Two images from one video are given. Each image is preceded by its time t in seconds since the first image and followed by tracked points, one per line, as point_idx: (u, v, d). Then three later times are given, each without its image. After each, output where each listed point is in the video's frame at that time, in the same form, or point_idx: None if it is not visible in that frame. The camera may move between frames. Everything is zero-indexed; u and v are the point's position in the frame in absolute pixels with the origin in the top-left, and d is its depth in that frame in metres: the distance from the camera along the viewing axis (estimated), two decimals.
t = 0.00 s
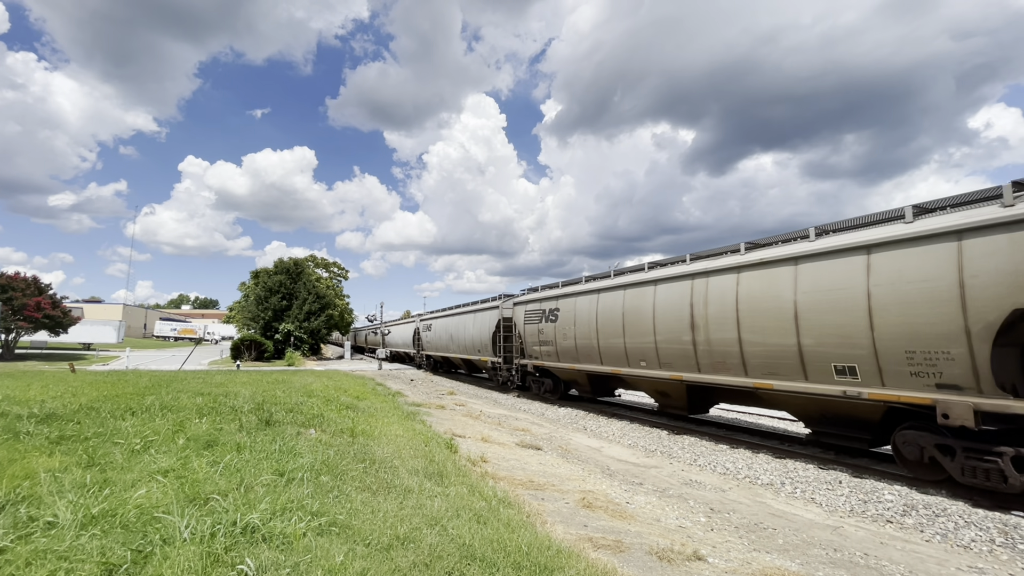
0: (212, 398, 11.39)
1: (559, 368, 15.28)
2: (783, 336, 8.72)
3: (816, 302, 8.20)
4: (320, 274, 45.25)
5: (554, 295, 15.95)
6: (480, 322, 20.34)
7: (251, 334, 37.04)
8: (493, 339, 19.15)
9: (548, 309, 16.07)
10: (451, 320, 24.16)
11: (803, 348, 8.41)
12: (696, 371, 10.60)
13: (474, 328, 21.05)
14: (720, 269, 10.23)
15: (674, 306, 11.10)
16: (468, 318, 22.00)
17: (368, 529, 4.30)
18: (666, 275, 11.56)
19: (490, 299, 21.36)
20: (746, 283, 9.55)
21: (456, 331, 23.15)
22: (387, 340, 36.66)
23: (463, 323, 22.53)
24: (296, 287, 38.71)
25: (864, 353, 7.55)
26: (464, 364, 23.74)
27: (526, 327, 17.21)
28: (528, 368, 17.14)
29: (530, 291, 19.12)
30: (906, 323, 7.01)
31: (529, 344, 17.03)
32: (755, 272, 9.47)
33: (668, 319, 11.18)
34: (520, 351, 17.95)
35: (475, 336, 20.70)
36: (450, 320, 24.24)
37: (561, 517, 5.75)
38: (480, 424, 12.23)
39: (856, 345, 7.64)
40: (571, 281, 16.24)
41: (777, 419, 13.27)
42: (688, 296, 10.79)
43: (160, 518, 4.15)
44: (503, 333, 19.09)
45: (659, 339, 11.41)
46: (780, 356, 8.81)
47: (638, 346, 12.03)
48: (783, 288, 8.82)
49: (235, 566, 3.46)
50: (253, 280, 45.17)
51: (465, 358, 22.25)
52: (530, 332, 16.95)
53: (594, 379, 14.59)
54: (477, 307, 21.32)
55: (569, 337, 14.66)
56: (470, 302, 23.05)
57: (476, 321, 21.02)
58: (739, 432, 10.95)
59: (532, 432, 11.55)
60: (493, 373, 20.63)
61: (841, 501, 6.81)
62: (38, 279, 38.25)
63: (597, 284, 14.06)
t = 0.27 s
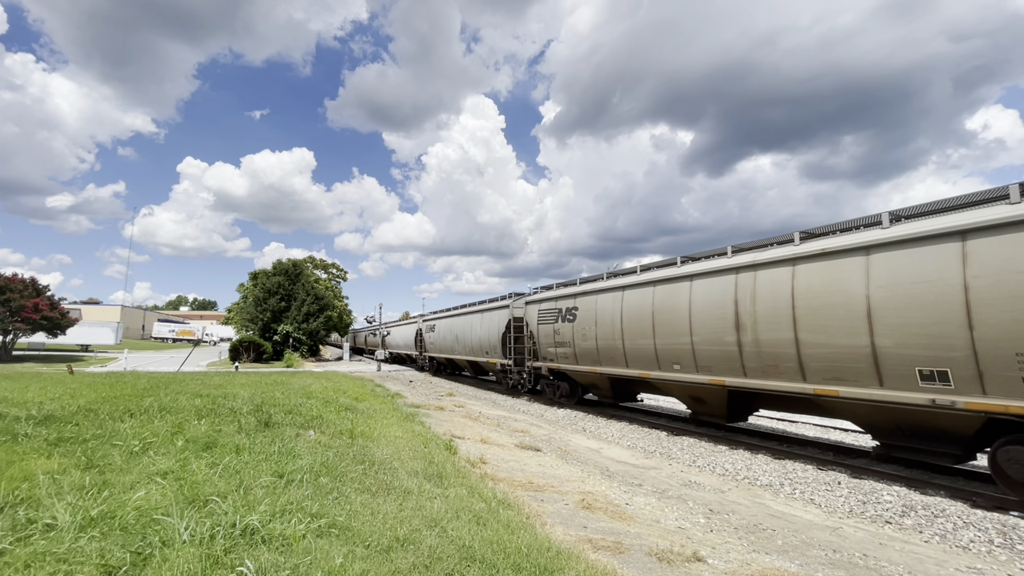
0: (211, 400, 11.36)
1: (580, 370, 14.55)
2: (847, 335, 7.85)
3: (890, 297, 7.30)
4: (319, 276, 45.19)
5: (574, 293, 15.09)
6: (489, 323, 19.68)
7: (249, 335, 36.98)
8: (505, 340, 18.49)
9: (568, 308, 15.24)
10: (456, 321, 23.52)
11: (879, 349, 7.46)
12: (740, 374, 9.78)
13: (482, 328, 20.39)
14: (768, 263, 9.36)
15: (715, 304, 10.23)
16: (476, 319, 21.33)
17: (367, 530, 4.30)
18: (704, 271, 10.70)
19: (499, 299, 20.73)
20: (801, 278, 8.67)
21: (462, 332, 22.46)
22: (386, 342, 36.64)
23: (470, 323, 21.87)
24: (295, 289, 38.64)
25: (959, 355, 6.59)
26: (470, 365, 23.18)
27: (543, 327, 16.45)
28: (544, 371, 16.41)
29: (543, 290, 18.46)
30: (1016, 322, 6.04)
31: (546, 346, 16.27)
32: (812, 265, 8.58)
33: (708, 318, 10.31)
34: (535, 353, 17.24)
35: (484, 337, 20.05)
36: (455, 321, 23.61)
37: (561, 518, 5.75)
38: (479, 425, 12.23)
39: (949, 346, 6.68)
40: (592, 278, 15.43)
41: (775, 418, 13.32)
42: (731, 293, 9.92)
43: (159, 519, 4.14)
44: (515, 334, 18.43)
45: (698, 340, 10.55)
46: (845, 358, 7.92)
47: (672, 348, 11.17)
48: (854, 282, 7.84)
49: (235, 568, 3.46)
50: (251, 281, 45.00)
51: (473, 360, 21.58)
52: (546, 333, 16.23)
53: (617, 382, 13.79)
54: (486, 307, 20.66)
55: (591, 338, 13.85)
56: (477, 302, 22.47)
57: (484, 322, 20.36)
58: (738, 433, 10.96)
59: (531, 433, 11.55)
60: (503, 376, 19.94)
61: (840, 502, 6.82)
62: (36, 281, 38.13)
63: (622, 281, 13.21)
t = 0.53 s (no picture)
0: (211, 401, 11.36)
1: (604, 373, 13.40)
2: (933, 335, 6.72)
3: (999, 289, 6.12)
4: (319, 278, 45.19)
5: (597, 290, 14.01)
6: (500, 322, 18.82)
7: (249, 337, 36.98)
8: (518, 342, 17.54)
9: (590, 306, 14.17)
10: (463, 323, 22.72)
11: (977, 350, 6.32)
12: (798, 380, 8.65)
13: (492, 329, 19.52)
14: (831, 253, 8.21)
15: (765, 301, 9.10)
16: (485, 319, 20.49)
17: (368, 532, 4.30)
18: (751, 263, 9.56)
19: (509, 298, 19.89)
20: (875, 270, 7.49)
21: (470, 333, 21.63)
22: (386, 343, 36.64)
23: (478, 324, 21.02)
24: (294, 290, 38.63)
25: None
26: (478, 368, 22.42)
27: (562, 327, 15.36)
28: (562, 374, 15.28)
29: (557, 288, 17.48)
30: None
31: (564, 347, 15.17)
32: (887, 253, 7.41)
33: (758, 316, 9.19)
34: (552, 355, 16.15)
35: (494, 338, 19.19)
36: (462, 322, 22.83)
37: (561, 520, 5.75)
38: (479, 426, 12.23)
39: None
40: (615, 275, 14.35)
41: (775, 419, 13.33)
42: (786, 288, 8.77)
43: (161, 521, 4.14)
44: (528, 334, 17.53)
45: (745, 341, 9.45)
46: (937, 362, 6.72)
47: (714, 349, 10.04)
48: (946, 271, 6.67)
49: (237, 569, 3.46)
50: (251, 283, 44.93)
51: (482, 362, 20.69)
52: (564, 333, 15.07)
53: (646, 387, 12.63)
54: (496, 306, 19.80)
55: (617, 339, 12.77)
56: (484, 302, 21.73)
57: (494, 322, 19.51)
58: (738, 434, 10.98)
59: (532, 434, 11.56)
60: (515, 379, 18.81)
61: (841, 503, 6.82)
62: (35, 282, 38.11)
63: (652, 277, 12.12)
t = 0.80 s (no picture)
0: (212, 403, 11.38)
1: (631, 377, 12.49)
2: None
3: None
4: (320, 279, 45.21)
5: (624, 287, 13.06)
6: (516, 322, 18.03)
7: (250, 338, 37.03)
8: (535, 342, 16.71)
9: (616, 304, 13.23)
10: (475, 322, 21.99)
11: None
12: (873, 387, 7.64)
13: (507, 329, 18.72)
14: (914, 241, 7.22)
15: (830, 296, 8.13)
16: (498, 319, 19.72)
17: (370, 532, 4.30)
18: (810, 254, 8.60)
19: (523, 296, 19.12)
20: (976, 258, 6.49)
21: (483, 334, 20.85)
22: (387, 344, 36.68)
23: (491, 324, 20.24)
24: (295, 292, 38.66)
25: None
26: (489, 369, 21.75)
27: (584, 327, 14.42)
28: (583, 378, 14.40)
29: (575, 285, 16.64)
30: None
31: (586, 348, 14.25)
32: (992, 239, 6.42)
33: (821, 313, 8.23)
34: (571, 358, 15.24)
35: (509, 338, 18.40)
36: (474, 322, 22.13)
37: (562, 521, 5.75)
38: (481, 428, 12.23)
39: None
40: (642, 270, 13.41)
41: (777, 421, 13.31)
42: (857, 281, 7.78)
43: (163, 522, 4.16)
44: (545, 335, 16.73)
45: (805, 341, 8.49)
46: None
47: (767, 351, 9.13)
48: None
49: (238, 570, 3.47)
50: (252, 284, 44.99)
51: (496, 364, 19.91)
52: (586, 334, 14.20)
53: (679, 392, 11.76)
54: (510, 305, 18.98)
55: (648, 340, 11.85)
56: (495, 301, 21.01)
57: (509, 322, 18.71)
58: (740, 435, 11.00)
59: (533, 436, 11.56)
60: (530, 382, 17.97)
61: (842, 504, 6.81)
62: (37, 284, 38.18)
63: (689, 271, 11.17)
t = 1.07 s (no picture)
0: (214, 404, 11.39)
1: (666, 382, 11.37)
2: None
3: None
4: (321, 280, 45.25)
5: (654, 283, 11.91)
6: (531, 322, 17.07)
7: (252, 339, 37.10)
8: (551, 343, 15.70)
9: (646, 302, 12.08)
10: (485, 322, 21.07)
11: None
12: (973, 395, 6.54)
13: (521, 329, 17.78)
14: None
15: (915, 289, 6.99)
16: (512, 319, 18.78)
17: (371, 534, 4.30)
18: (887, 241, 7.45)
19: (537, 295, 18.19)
20: None
21: (495, 334, 19.94)
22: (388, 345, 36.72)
23: (504, 324, 19.27)
24: (297, 293, 38.72)
25: None
26: (498, 371, 20.88)
27: (609, 327, 13.24)
28: (607, 383, 13.26)
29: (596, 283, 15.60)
30: None
31: (611, 351, 13.10)
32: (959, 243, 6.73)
33: (899, 309, 7.13)
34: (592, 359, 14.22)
35: (523, 339, 17.46)
36: (484, 322, 21.23)
37: (564, 522, 5.75)
38: (482, 429, 12.23)
39: None
40: (672, 265, 12.29)
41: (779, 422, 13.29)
42: (953, 271, 6.64)
43: (165, 523, 4.16)
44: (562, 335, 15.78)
45: (883, 341, 7.32)
46: None
47: (834, 354, 7.99)
48: None
49: (240, 571, 3.48)
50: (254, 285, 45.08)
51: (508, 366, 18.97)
52: (609, 334, 13.12)
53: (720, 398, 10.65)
54: (523, 304, 18.02)
55: (684, 341, 10.74)
56: (507, 299, 20.10)
57: (523, 322, 17.77)
58: (741, 437, 11.02)
59: (534, 437, 11.55)
60: (545, 386, 16.91)
61: (844, 505, 6.80)
62: (39, 285, 38.28)
63: (733, 265, 10.02)
